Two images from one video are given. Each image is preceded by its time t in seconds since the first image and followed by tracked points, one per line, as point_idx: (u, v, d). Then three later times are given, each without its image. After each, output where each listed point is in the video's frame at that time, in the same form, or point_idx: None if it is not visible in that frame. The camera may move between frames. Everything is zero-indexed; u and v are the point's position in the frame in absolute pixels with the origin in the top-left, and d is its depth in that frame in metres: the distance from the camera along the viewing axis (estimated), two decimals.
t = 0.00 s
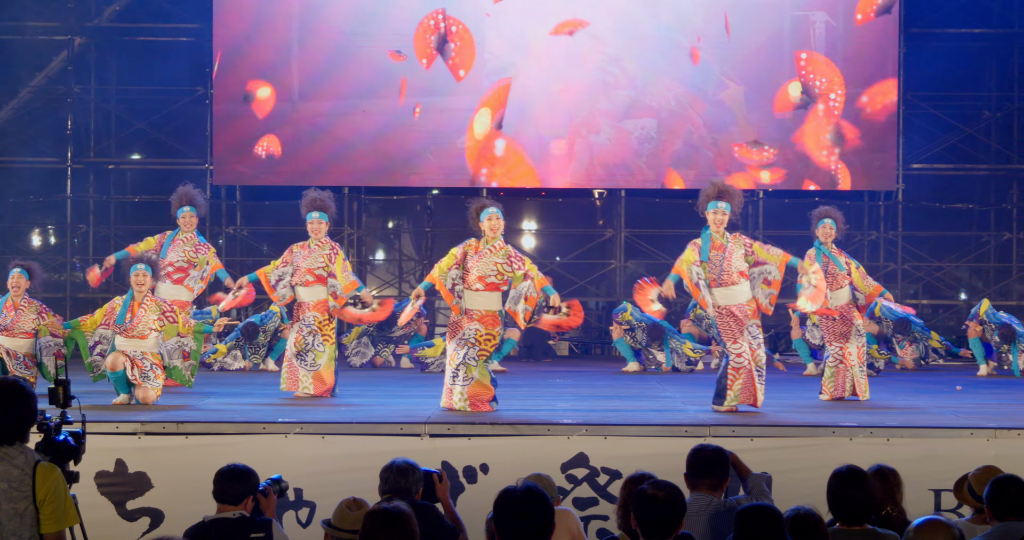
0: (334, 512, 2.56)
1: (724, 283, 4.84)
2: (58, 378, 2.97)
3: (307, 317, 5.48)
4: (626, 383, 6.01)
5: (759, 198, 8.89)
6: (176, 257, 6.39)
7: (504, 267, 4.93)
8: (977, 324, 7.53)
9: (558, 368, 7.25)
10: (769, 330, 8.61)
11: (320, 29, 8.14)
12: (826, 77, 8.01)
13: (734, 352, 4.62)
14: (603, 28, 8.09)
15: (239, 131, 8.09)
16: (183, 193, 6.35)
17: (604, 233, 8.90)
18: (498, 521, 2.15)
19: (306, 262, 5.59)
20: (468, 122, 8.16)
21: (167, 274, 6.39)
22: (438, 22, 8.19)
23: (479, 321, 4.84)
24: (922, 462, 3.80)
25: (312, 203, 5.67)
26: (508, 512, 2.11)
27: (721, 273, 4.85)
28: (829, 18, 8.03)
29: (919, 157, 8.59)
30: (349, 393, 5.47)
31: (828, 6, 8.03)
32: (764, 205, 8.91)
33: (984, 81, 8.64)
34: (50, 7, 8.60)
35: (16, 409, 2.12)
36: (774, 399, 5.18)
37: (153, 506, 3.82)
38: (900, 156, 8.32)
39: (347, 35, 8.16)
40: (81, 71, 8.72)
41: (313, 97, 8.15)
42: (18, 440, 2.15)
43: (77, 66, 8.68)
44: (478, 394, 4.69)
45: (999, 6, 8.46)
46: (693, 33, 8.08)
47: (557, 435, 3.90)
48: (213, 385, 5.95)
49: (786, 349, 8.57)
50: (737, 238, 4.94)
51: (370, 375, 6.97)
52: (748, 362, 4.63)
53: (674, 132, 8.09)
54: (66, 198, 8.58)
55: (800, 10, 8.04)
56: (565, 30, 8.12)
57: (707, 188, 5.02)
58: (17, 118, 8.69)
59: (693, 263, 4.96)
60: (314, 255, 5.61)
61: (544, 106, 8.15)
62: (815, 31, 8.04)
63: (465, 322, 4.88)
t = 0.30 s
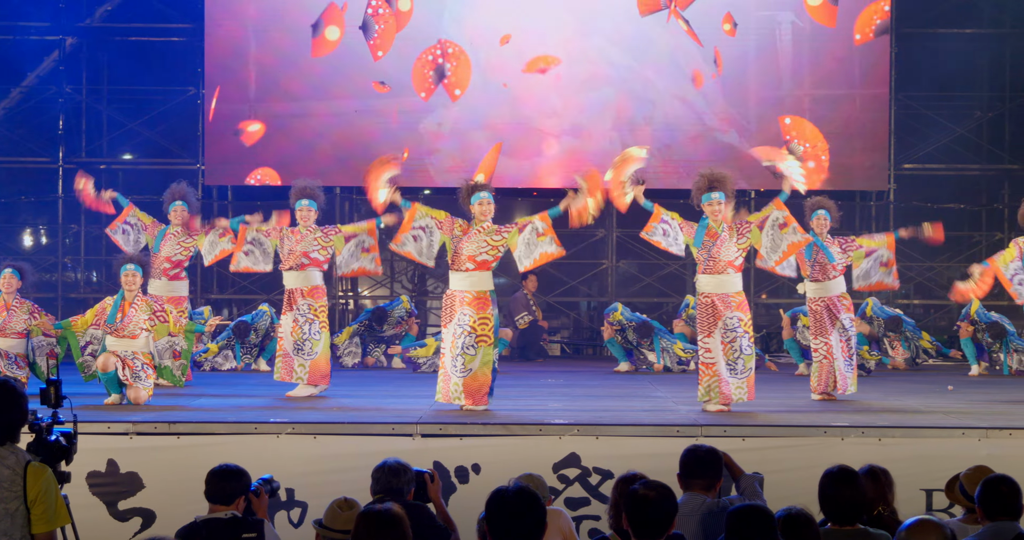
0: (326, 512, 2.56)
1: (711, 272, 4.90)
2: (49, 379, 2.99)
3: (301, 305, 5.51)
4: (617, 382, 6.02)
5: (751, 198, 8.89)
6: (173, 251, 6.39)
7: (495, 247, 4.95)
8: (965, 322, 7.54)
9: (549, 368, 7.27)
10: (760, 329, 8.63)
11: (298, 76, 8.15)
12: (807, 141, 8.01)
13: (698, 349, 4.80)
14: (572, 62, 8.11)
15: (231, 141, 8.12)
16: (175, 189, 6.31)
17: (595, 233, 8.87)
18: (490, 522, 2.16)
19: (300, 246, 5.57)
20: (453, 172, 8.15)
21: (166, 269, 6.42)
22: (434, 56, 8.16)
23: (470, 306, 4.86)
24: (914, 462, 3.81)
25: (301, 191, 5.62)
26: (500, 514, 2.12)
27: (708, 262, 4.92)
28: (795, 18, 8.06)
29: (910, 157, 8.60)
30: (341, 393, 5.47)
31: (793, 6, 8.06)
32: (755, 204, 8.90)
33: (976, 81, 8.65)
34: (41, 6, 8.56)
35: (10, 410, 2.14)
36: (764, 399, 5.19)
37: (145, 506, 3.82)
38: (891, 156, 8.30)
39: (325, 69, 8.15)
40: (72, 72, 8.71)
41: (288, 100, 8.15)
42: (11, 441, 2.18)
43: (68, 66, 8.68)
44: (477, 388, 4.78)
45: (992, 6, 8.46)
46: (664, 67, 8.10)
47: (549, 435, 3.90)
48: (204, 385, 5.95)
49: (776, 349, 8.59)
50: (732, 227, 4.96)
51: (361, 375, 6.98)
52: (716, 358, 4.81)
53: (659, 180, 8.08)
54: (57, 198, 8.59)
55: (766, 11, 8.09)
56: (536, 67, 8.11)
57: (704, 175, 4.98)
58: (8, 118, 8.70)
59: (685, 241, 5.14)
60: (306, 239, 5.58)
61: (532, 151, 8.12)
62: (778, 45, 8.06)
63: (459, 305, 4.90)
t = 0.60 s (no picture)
0: (318, 512, 2.56)
1: (701, 271, 4.94)
2: (42, 379, 3.00)
3: (299, 300, 5.50)
4: (610, 382, 6.02)
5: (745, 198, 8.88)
6: (169, 248, 6.33)
7: (486, 242, 4.95)
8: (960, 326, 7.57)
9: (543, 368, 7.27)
10: (753, 329, 8.65)
11: (290, 77, 8.15)
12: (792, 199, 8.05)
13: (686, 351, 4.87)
14: (547, 96, 8.13)
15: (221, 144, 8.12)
16: (165, 189, 6.36)
17: (589, 233, 8.88)
18: (484, 522, 2.15)
19: (296, 239, 5.58)
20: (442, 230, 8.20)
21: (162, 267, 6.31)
22: (433, 90, 8.15)
23: (466, 306, 4.85)
24: (906, 462, 3.82)
25: (295, 188, 5.71)
26: (491, 514, 2.12)
27: (697, 261, 4.96)
28: (769, 18, 8.09)
29: (903, 157, 8.60)
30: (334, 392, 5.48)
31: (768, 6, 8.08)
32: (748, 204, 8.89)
33: (969, 82, 8.66)
34: (33, 6, 8.52)
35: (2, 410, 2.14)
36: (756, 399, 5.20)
37: (138, 507, 3.83)
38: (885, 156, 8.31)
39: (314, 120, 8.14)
40: (64, 72, 8.69)
41: (267, 97, 8.15)
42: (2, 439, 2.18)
43: (60, 66, 8.66)
44: (478, 386, 4.80)
45: (982, 6, 8.42)
46: (653, 119, 8.11)
47: (542, 435, 3.91)
48: (197, 385, 5.96)
49: (769, 349, 8.61)
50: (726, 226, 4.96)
51: (354, 375, 6.99)
52: (704, 360, 4.85)
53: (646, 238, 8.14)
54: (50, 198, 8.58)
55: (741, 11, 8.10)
56: (513, 105, 8.13)
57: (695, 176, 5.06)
58: None
59: (682, 234, 5.08)
60: (303, 233, 5.59)
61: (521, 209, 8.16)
62: (751, 58, 8.09)
63: (454, 305, 4.89)
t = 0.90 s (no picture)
0: (312, 513, 2.56)
1: (696, 276, 4.90)
2: (34, 379, 3.01)
3: (293, 303, 5.50)
4: (603, 382, 6.03)
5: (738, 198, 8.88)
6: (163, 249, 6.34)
7: (479, 245, 4.94)
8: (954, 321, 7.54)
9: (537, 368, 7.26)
10: (746, 329, 8.66)
11: (287, 96, 8.16)
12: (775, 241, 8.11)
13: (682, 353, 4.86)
14: (530, 133, 8.14)
15: (214, 147, 8.11)
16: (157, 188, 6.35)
17: (582, 233, 8.91)
18: (477, 522, 2.15)
19: (289, 241, 5.58)
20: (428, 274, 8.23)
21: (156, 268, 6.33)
22: (434, 122, 8.17)
23: (462, 307, 4.85)
24: (898, 461, 3.83)
25: (292, 192, 5.69)
26: (485, 514, 2.12)
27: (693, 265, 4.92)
28: (750, 19, 8.14)
29: (896, 157, 8.61)
30: (327, 393, 5.48)
31: (750, 5, 8.14)
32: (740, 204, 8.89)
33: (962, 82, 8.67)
34: (26, 6, 8.54)
35: None
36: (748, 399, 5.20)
37: (131, 507, 3.83)
38: (877, 157, 8.33)
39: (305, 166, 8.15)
40: (57, 72, 8.69)
41: (269, 98, 8.15)
42: None
43: (53, 66, 8.66)
44: (470, 390, 4.82)
45: (975, 6, 8.45)
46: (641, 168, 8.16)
47: (535, 435, 3.91)
48: (190, 386, 5.95)
49: (762, 349, 8.62)
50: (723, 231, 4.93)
51: (347, 375, 6.99)
52: (700, 363, 4.85)
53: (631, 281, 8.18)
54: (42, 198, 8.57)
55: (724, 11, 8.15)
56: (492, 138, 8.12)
57: (688, 181, 5.01)
58: None
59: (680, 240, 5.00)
60: (296, 236, 5.59)
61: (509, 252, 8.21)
62: (738, 99, 8.12)
63: (449, 307, 4.89)
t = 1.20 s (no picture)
0: (305, 512, 2.55)
1: (689, 290, 4.95)
2: (28, 380, 3.04)
3: (288, 313, 5.50)
4: (596, 382, 6.03)
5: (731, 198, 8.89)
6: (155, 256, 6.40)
7: (475, 265, 4.94)
8: (953, 325, 7.55)
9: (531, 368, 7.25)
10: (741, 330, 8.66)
11: (277, 141, 8.18)
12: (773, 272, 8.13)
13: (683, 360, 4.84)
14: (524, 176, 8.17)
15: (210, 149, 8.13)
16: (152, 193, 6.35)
17: (576, 233, 8.90)
18: (471, 522, 2.15)
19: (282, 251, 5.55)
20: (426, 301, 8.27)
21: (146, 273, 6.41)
22: (434, 161, 8.21)
23: (459, 322, 4.87)
24: (891, 461, 3.84)
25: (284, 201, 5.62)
26: (478, 514, 2.12)
27: (685, 279, 4.96)
28: (744, 18, 8.16)
29: (890, 157, 8.61)
30: (321, 393, 5.48)
31: (745, 7, 8.15)
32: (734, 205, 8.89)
33: (955, 83, 8.68)
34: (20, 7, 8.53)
35: None
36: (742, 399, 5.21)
37: (124, 507, 3.83)
38: (870, 157, 8.34)
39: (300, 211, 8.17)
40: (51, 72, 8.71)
41: (270, 103, 8.19)
42: None
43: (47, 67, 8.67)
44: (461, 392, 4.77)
45: (969, 6, 8.47)
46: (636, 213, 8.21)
47: (529, 435, 3.91)
48: (184, 386, 5.95)
49: (756, 349, 8.63)
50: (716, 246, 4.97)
51: (340, 374, 7.01)
52: (700, 368, 4.81)
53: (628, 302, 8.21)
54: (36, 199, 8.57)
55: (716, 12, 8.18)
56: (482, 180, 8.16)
57: (681, 193, 4.98)
58: None
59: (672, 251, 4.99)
60: (290, 246, 5.57)
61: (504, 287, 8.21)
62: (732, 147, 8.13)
63: (440, 323, 4.90)
